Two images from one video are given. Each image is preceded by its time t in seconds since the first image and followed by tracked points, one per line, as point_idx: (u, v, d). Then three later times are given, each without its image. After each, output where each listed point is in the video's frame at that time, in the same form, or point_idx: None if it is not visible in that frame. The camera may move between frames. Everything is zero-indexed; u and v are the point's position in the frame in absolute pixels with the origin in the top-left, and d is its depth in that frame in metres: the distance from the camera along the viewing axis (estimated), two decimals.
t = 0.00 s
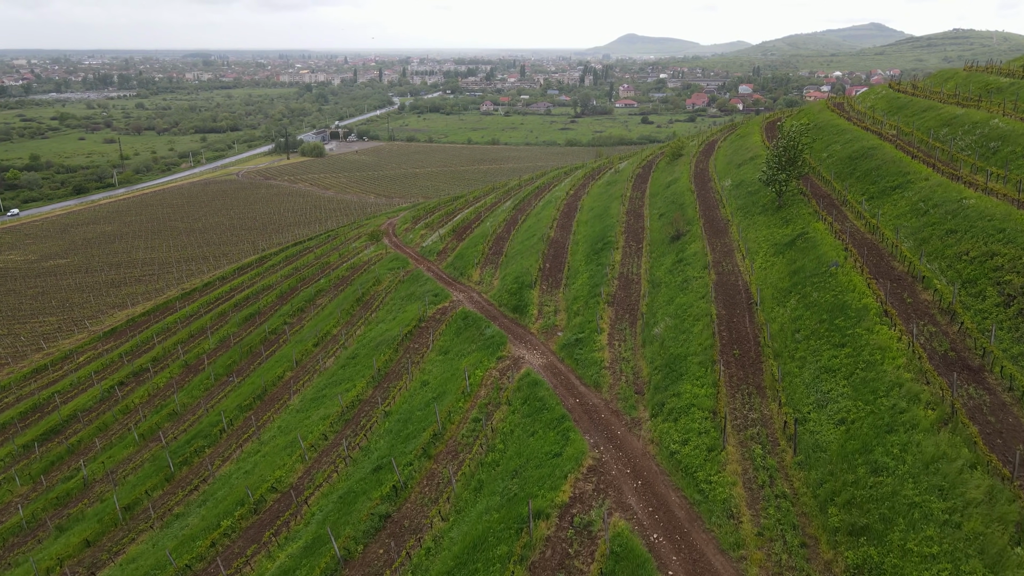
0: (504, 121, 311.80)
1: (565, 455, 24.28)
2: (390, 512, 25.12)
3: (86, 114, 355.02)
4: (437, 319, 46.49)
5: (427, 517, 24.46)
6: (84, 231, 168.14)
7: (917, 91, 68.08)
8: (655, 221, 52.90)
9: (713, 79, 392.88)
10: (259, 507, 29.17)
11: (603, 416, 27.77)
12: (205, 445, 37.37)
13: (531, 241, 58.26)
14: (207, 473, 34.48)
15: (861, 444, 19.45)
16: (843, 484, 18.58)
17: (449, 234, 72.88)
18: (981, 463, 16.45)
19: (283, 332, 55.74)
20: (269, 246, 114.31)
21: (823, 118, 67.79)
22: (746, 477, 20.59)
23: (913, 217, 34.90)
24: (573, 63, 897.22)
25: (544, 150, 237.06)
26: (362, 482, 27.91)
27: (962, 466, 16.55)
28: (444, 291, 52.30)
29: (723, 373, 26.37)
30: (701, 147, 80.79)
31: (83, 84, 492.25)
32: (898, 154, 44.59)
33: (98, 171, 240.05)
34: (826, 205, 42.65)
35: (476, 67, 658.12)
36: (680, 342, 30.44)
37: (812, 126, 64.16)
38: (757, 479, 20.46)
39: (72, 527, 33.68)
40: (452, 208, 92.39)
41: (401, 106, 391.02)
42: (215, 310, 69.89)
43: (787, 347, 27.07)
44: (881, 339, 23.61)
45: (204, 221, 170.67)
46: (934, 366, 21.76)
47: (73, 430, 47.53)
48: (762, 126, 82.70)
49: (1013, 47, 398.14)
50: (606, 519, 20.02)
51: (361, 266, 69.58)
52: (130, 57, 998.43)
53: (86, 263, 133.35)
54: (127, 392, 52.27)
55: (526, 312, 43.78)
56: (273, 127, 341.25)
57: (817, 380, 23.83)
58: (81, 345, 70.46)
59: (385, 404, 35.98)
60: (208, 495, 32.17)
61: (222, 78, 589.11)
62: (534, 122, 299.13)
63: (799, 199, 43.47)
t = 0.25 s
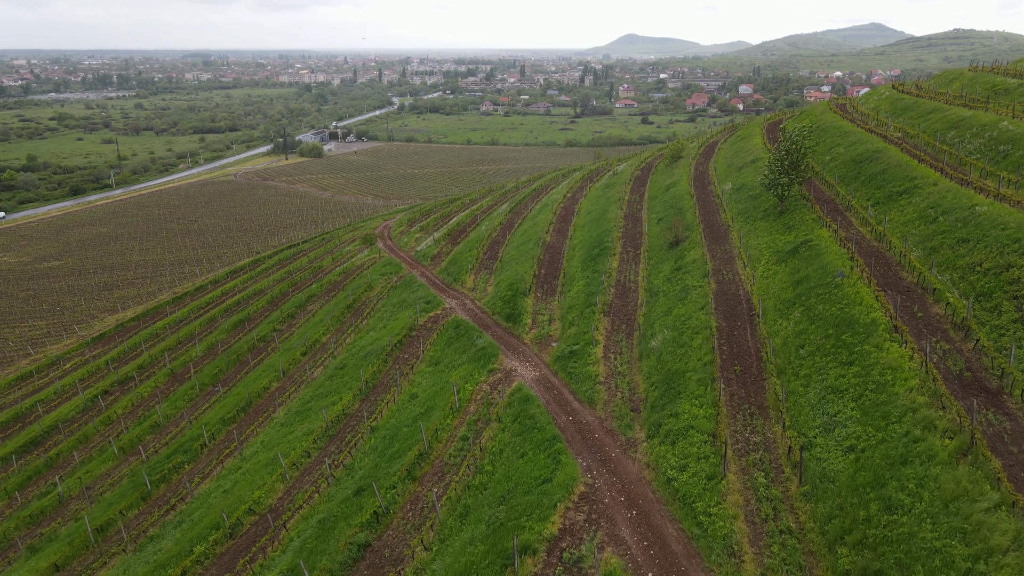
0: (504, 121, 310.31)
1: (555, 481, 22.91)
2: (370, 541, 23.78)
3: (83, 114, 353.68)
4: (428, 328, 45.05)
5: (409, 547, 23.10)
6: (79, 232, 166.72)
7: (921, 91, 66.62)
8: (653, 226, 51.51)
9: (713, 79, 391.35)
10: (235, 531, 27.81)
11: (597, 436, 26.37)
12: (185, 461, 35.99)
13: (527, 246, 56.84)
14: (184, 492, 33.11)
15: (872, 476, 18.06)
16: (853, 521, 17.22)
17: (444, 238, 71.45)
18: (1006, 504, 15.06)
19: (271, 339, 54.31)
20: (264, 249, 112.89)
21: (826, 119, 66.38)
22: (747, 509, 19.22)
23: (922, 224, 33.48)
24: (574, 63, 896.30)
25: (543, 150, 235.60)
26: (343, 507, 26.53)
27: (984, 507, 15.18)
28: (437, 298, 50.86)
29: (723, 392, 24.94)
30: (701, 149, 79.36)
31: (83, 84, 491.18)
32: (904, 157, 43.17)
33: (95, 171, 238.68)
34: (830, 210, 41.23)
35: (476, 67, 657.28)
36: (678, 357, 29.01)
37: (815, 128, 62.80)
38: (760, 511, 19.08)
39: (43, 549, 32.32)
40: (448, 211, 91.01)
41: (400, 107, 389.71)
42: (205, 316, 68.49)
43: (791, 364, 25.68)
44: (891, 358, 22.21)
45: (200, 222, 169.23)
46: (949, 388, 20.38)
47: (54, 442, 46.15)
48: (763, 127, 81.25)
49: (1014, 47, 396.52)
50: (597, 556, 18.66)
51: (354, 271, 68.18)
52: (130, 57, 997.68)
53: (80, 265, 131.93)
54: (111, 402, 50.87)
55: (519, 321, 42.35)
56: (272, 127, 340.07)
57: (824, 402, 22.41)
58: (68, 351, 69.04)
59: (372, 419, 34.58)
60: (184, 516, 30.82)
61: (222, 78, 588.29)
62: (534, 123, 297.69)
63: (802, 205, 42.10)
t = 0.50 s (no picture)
0: (503, 122, 309.04)
1: (545, 507, 21.76)
2: (351, 570, 22.65)
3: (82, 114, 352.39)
4: (419, 336, 43.82)
5: None
6: (75, 233, 165.46)
7: (925, 93, 65.40)
8: (651, 230, 50.29)
9: (714, 79, 390.28)
10: (212, 554, 26.67)
11: (590, 456, 25.18)
12: (166, 476, 34.81)
13: (522, 251, 55.61)
14: (163, 509, 31.91)
15: (883, 509, 16.90)
16: (862, 559, 16.08)
17: (439, 241, 70.23)
18: None
19: (261, 346, 53.10)
20: (260, 251, 111.67)
21: (828, 121, 65.25)
22: (748, 543, 18.09)
23: (929, 232, 32.24)
24: (574, 62, 895.21)
25: (543, 151, 234.37)
26: (325, 531, 25.39)
27: (1006, 551, 14.04)
28: (430, 305, 49.62)
29: (722, 410, 23.73)
30: (701, 151, 78.11)
31: (82, 84, 490.25)
32: (909, 161, 41.93)
33: (92, 172, 237.54)
34: (833, 216, 39.99)
35: (476, 67, 656.87)
36: (676, 372, 27.81)
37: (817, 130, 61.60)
38: (762, 545, 17.95)
39: (16, 568, 31.17)
40: (445, 213, 89.77)
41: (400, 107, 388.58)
42: (196, 321, 67.22)
43: (795, 380, 24.45)
44: (901, 376, 21.00)
45: (197, 224, 168.00)
46: (964, 411, 19.17)
47: (35, 453, 44.95)
48: (764, 129, 80.02)
49: (1015, 47, 395.35)
50: None
51: (348, 275, 67.01)
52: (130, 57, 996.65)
53: (75, 267, 130.75)
54: (96, 411, 49.69)
55: (513, 330, 41.13)
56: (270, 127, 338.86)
57: (829, 423, 21.19)
58: (57, 356, 67.84)
59: (359, 433, 33.36)
60: (162, 536, 29.67)
61: (222, 78, 587.22)
62: (534, 123, 296.52)
63: (805, 210, 40.86)
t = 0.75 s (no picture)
0: (502, 122, 307.72)
1: (533, 542, 20.57)
2: None
3: (80, 115, 350.90)
4: (409, 347, 42.37)
5: None
6: (70, 235, 164.09)
7: (929, 94, 64.01)
8: (649, 236, 48.93)
9: (714, 79, 389.61)
10: None
11: (582, 480, 23.80)
12: (142, 495, 33.43)
13: (518, 257, 54.23)
14: (137, 531, 30.54)
15: (897, 553, 15.63)
16: None
17: (433, 246, 68.83)
18: None
19: (248, 355, 51.68)
20: (254, 254, 110.25)
21: (830, 124, 63.91)
22: None
23: (939, 241, 30.86)
24: (574, 62, 894.00)
25: (542, 151, 233.07)
26: (303, 560, 24.28)
27: None
28: (421, 313, 48.17)
29: (722, 434, 22.34)
30: (700, 153, 76.77)
31: (81, 84, 488.99)
32: (916, 165, 40.53)
33: (89, 173, 236.15)
34: (837, 222, 38.55)
35: (476, 66, 656.71)
36: (673, 390, 26.42)
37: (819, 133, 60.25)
38: None
39: None
40: (441, 216, 88.35)
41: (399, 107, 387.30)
42: (185, 327, 65.87)
43: (799, 402, 23.05)
44: (914, 401, 19.60)
45: (193, 225, 166.48)
46: (983, 441, 17.80)
47: (13, 467, 43.62)
48: (765, 131, 78.58)
49: (1016, 47, 394.40)
50: None
51: (340, 280, 65.67)
52: (130, 57, 994.97)
53: (68, 269, 129.38)
54: (78, 421, 48.29)
55: (506, 341, 39.73)
56: (269, 128, 337.52)
57: (837, 451, 19.82)
58: (43, 362, 66.43)
59: (343, 450, 31.97)
60: (133, 562, 28.39)
61: (221, 78, 585.76)
62: (533, 124, 295.27)
63: (807, 216, 39.47)
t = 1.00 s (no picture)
0: (502, 123, 306.43)
1: None
2: None
3: (78, 115, 349.74)
4: (400, 357, 41.11)
5: None
6: (66, 236, 162.90)
7: (934, 95, 62.70)
8: (648, 241, 47.74)
9: (714, 79, 388.35)
10: None
11: (574, 505, 22.65)
12: (120, 513, 32.29)
13: (513, 262, 53.02)
14: (113, 552, 29.43)
15: None
16: None
17: (428, 250, 67.63)
18: None
19: (237, 363, 50.46)
20: (250, 256, 109.04)
21: (832, 125, 62.61)
22: None
23: (948, 249, 29.63)
24: (576, 62, 891.63)
25: (541, 152, 231.99)
26: None
27: None
28: (413, 321, 46.92)
29: (722, 457, 21.18)
30: (700, 155, 75.57)
31: (81, 84, 487.66)
32: (922, 169, 39.33)
33: (87, 174, 234.98)
34: (841, 229, 37.34)
35: (476, 66, 656.05)
36: (671, 408, 25.23)
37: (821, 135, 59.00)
38: None
39: None
40: (437, 219, 87.07)
41: (398, 107, 386.15)
42: (175, 332, 64.60)
43: (804, 423, 21.88)
44: (926, 425, 18.43)
45: (189, 227, 165.22)
46: (1001, 472, 16.65)
47: None
48: (766, 133, 77.28)
49: (1017, 47, 393.36)
50: None
51: (333, 285, 64.45)
52: (130, 57, 993.73)
53: (63, 272, 128.15)
54: (62, 431, 47.11)
55: (499, 351, 38.47)
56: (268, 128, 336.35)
57: (843, 478, 18.70)
58: (31, 368, 65.22)
59: (328, 467, 30.76)
60: None
61: (221, 78, 584.46)
62: (533, 124, 294.20)
63: (810, 221, 38.27)
